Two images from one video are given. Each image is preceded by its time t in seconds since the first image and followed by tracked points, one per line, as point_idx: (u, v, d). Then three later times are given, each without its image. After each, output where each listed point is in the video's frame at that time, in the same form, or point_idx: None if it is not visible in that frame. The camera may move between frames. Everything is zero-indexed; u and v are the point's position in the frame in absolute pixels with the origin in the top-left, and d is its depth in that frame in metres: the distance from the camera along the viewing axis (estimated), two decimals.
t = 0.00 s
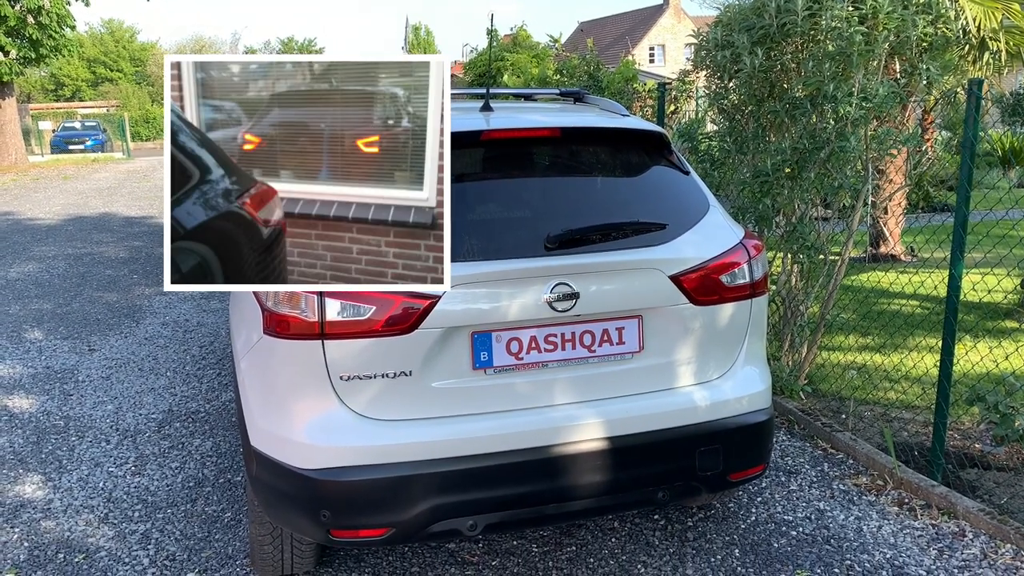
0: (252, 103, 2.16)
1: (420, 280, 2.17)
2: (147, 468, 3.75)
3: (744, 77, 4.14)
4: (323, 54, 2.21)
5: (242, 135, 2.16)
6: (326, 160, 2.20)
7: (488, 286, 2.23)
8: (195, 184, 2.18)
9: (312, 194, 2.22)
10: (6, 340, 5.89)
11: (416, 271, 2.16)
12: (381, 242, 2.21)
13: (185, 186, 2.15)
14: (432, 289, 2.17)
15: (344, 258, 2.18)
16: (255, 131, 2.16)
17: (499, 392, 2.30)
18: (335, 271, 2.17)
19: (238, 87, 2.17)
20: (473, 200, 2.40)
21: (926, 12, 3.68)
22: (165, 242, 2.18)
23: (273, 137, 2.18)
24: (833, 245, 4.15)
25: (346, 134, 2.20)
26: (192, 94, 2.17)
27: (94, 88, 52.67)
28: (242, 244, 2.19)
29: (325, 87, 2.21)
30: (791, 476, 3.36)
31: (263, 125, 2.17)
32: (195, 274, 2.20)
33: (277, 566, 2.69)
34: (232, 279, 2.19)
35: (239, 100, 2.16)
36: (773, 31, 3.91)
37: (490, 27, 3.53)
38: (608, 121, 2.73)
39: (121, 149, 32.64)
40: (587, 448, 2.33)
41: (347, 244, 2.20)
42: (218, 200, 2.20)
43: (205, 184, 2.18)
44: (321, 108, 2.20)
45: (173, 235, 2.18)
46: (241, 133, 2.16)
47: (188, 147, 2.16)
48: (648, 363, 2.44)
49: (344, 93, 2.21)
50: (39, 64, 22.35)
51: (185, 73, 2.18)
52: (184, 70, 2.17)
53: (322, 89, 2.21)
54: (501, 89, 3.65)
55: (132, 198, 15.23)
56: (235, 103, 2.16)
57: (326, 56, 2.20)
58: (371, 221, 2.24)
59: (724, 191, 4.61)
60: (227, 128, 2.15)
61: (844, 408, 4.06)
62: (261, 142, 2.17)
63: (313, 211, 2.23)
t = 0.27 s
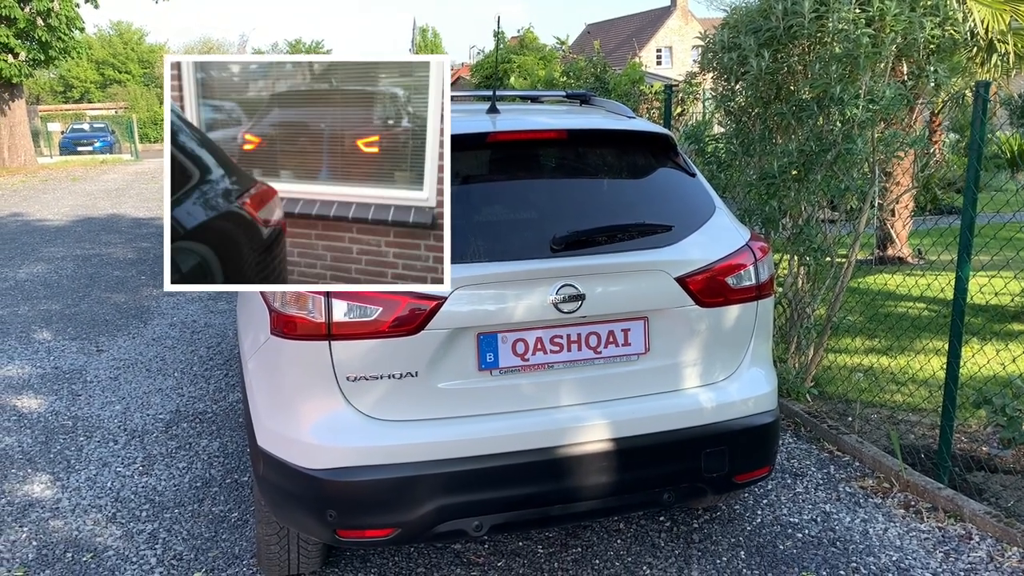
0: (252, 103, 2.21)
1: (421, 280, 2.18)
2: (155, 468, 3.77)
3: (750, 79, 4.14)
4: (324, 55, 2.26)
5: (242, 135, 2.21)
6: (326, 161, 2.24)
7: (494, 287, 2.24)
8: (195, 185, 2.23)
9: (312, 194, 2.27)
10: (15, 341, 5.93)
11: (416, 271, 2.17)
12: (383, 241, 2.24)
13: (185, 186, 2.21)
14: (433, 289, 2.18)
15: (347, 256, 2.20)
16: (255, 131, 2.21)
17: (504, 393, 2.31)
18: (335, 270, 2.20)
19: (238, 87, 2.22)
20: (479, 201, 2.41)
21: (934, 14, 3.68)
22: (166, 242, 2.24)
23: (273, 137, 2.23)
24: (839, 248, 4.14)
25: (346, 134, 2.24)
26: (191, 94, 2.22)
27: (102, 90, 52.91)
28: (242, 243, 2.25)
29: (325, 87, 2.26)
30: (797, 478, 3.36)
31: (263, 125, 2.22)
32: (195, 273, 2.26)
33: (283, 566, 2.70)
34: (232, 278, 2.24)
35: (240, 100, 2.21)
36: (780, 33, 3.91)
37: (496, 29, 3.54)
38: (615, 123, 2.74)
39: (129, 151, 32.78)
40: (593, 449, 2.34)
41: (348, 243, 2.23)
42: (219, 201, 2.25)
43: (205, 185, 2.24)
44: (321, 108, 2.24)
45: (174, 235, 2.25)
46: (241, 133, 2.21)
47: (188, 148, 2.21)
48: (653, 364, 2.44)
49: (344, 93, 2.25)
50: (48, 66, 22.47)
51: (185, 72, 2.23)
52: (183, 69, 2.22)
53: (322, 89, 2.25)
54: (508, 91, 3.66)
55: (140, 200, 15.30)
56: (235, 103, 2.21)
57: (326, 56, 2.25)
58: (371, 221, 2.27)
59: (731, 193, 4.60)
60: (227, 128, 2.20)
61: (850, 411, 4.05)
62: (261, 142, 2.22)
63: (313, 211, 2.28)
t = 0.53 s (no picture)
0: (252, 103, 2.23)
1: (420, 280, 2.19)
2: (158, 470, 3.78)
3: (754, 83, 4.14)
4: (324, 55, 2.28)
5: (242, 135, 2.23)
6: (326, 161, 2.26)
7: (498, 290, 2.25)
8: (195, 185, 2.25)
9: (312, 194, 2.29)
10: (20, 343, 5.95)
11: (416, 271, 2.18)
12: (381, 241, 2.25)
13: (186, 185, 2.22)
14: (432, 289, 2.19)
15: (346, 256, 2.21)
16: (255, 131, 2.24)
17: (507, 396, 2.31)
18: (335, 270, 2.21)
19: (238, 87, 2.24)
20: (482, 205, 2.42)
21: (937, 19, 3.68)
22: (166, 243, 2.26)
23: (274, 138, 2.25)
24: (843, 252, 4.15)
25: (346, 135, 2.27)
26: (191, 94, 2.24)
27: (107, 93, 53.09)
28: (242, 243, 2.26)
29: (325, 87, 2.28)
30: (799, 482, 3.36)
31: (264, 126, 2.24)
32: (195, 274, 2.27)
33: (286, 569, 2.71)
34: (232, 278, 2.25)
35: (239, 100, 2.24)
36: (784, 37, 3.93)
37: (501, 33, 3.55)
38: (618, 128, 2.75)
39: (133, 154, 32.88)
40: (595, 452, 2.34)
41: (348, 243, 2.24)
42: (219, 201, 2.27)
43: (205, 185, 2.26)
44: (321, 108, 2.27)
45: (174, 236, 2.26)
46: (241, 134, 2.23)
47: (189, 149, 2.23)
48: (656, 368, 2.45)
49: (344, 93, 2.28)
50: (53, 69, 22.56)
51: (185, 72, 2.25)
52: (183, 69, 2.25)
53: (322, 89, 2.28)
54: (511, 96, 3.67)
55: (144, 203, 15.34)
56: (235, 104, 2.23)
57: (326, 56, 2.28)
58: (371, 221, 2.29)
59: (733, 197, 4.58)
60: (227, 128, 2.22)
61: (853, 415, 4.05)
62: (261, 142, 2.25)
63: (313, 211, 2.30)
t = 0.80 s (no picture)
0: (252, 103, 2.23)
1: (421, 280, 2.18)
2: (158, 473, 3.77)
3: (753, 86, 4.15)
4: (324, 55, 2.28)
5: (242, 135, 2.23)
6: (326, 161, 2.26)
7: (498, 293, 2.24)
8: (195, 185, 2.25)
9: (312, 194, 2.29)
10: (19, 346, 5.94)
11: (416, 271, 2.17)
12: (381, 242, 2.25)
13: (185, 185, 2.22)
14: (432, 290, 2.19)
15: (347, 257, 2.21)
16: (256, 131, 2.24)
17: (507, 399, 2.31)
18: (335, 271, 2.20)
19: (238, 87, 2.24)
20: (482, 207, 2.42)
21: (936, 22, 3.69)
22: (166, 243, 2.27)
23: (274, 138, 2.25)
24: (843, 254, 4.15)
25: (346, 134, 2.27)
26: (192, 94, 2.24)
27: (106, 96, 53.12)
28: (242, 244, 2.26)
29: (325, 86, 2.28)
30: (799, 485, 3.35)
31: (264, 126, 2.24)
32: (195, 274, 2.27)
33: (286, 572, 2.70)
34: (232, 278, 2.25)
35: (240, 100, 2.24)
36: (783, 40, 3.94)
37: (500, 35, 3.55)
38: (618, 130, 2.75)
39: (132, 156, 32.88)
40: (595, 455, 2.33)
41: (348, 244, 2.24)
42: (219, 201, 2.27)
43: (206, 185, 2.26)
44: (321, 108, 2.27)
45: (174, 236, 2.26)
46: (241, 133, 2.23)
47: (189, 148, 2.23)
48: (656, 371, 2.45)
49: (344, 93, 2.28)
50: (53, 72, 22.57)
51: (185, 72, 2.25)
52: (184, 69, 2.25)
53: (322, 89, 2.28)
54: (511, 98, 3.67)
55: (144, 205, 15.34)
56: (235, 103, 2.23)
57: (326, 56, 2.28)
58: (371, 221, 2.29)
59: (733, 200, 4.58)
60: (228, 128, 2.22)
61: (853, 417, 4.04)
62: (261, 142, 2.24)
63: (314, 211, 2.29)
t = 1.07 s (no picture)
0: (252, 103, 2.22)
1: (420, 280, 2.18)
2: (152, 474, 3.76)
3: (749, 86, 4.15)
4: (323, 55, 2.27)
5: (242, 135, 2.22)
6: (326, 161, 2.26)
7: (493, 294, 2.24)
8: (195, 185, 2.23)
9: (312, 195, 2.28)
10: (13, 347, 5.91)
11: (417, 271, 2.17)
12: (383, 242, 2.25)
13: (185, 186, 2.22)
14: (432, 290, 2.18)
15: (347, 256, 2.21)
16: (255, 131, 2.23)
17: (503, 400, 2.30)
18: (334, 270, 2.20)
19: (238, 87, 2.23)
20: (478, 208, 2.42)
21: (931, 22, 3.70)
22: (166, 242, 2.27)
23: (273, 138, 2.24)
24: (838, 254, 4.15)
25: (346, 135, 2.26)
26: (191, 94, 2.22)
27: (101, 96, 52.98)
28: (242, 242, 2.26)
29: (325, 87, 2.27)
30: (795, 485, 3.35)
31: (263, 126, 2.23)
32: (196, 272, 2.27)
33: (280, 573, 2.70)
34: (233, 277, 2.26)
35: (239, 100, 2.23)
36: (778, 40, 3.94)
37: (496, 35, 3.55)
38: (613, 130, 2.75)
39: (127, 157, 32.81)
40: (590, 456, 2.33)
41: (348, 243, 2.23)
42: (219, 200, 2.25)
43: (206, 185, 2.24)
44: (321, 108, 2.26)
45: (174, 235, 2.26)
46: (241, 134, 2.22)
47: (188, 148, 2.22)
48: (651, 371, 2.44)
49: (344, 93, 2.27)
50: (47, 72, 22.50)
51: (185, 72, 2.24)
52: (183, 69, 2.23)
53: (322, 89, 2.27)
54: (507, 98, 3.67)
55: (139, 205, 15.29)
56: (235, 104, 2.22)
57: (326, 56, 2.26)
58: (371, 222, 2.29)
59: (728, 200, 4.58)
60: (228, 129, 2.21)
61: (848, 418, 4.05)
62: (261, 142, 2.24)
63: (313, 211, 2.29)
